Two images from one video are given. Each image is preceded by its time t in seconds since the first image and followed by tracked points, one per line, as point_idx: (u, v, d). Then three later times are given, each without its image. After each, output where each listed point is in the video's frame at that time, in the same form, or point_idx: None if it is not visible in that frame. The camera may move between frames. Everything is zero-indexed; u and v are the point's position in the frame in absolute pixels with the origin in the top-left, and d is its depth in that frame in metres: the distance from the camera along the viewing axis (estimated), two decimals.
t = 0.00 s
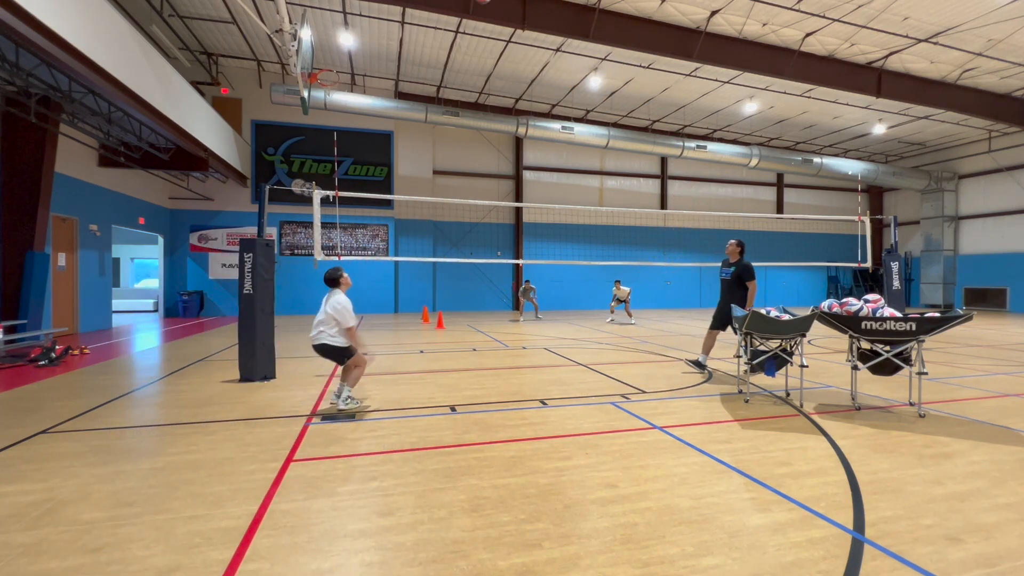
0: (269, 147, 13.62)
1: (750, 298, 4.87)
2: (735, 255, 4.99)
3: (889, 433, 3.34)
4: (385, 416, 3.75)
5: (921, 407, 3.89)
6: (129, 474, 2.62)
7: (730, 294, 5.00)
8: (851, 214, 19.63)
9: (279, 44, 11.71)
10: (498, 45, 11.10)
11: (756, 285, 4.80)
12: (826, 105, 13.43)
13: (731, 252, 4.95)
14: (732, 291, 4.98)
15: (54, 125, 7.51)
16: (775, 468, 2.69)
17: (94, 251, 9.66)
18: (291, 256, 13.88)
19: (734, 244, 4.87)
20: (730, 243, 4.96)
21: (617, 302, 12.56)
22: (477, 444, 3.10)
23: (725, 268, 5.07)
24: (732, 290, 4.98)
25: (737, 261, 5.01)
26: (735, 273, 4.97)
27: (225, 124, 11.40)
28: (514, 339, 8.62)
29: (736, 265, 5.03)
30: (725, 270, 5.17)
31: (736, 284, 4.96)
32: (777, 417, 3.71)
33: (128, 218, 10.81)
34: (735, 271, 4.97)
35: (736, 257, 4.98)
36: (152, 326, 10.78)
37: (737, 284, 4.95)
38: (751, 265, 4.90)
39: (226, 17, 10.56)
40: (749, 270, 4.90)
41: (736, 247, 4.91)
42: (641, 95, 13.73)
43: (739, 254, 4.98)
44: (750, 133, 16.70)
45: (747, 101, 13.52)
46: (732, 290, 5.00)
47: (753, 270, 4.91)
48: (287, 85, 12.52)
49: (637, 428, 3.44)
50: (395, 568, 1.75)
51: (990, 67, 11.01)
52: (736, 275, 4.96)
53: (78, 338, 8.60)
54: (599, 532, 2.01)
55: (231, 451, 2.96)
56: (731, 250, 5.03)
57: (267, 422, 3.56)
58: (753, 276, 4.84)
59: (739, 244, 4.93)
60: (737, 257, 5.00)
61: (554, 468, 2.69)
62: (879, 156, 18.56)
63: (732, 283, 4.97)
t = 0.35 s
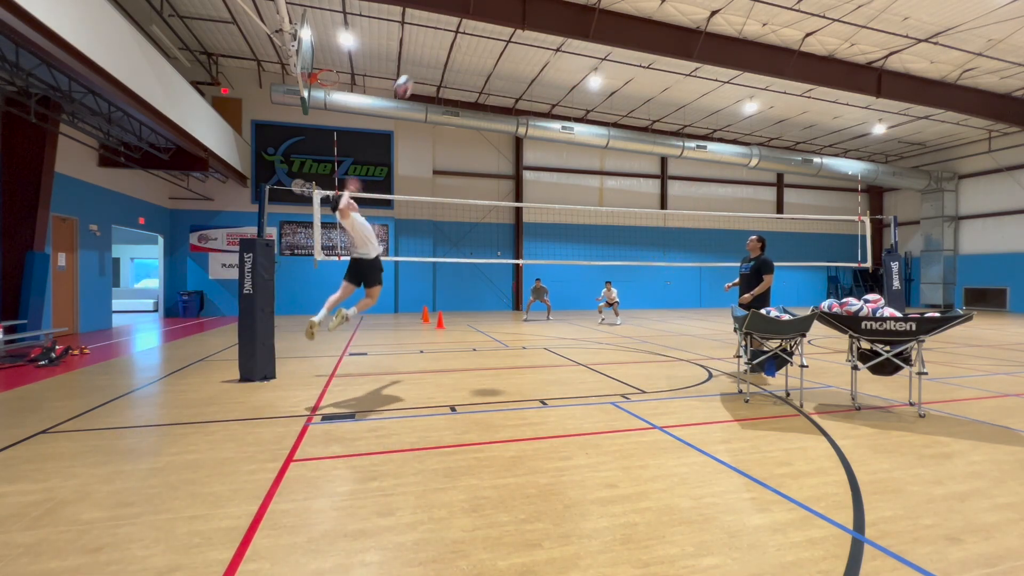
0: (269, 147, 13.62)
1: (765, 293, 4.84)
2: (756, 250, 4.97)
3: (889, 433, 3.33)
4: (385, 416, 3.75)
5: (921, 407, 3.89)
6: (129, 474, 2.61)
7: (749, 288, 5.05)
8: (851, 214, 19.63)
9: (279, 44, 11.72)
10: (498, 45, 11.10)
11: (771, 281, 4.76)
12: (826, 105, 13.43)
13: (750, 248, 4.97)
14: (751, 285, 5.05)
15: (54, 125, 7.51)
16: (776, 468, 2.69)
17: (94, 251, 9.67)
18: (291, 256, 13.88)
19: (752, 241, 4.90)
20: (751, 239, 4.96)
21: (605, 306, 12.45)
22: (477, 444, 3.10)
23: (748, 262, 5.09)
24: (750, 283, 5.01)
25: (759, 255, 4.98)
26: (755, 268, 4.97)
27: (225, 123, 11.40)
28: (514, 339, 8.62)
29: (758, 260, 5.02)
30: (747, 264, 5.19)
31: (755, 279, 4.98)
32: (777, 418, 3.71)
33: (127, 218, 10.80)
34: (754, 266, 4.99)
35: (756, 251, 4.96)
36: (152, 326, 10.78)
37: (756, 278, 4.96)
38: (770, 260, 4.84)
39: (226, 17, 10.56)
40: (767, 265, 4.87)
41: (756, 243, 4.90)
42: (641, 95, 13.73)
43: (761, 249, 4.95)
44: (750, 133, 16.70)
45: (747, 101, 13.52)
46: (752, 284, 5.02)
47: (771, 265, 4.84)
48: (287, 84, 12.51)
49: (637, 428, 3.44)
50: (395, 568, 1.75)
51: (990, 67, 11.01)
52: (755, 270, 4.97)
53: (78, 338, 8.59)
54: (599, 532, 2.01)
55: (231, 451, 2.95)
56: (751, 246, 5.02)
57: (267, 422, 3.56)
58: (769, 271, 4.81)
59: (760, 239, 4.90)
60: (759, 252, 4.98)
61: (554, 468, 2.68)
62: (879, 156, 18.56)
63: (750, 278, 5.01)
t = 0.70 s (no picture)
0: (269, 147, 13.61)
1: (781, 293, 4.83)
2: (767, 252, 5.02)
3: (888, 433, 3.34)
4: (385, 416, 3.75)
5: (921, 407, 3.89)
6: (129, 474, 2.61)
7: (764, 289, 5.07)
8: (851, 214, 19.63)
9: (279, 44, 11.72)
10: (498, 45, 11.11)
11: (780, 280, 4.78)
12: (826, 105, 13.43)
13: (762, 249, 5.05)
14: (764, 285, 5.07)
15: (55, 125, 7.51)
16: (775, 468, 2.70)
17: (94, 251, 9.67)
18: (291, 256, 13.88)
19: (763, 241, 4.97)
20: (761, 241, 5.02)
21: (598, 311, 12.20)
22: (477, 444, 3.10)
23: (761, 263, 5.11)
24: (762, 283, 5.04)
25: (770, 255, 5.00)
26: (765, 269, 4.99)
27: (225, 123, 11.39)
28: (514, 339, 8.63)
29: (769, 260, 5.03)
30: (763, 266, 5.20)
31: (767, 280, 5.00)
32: (777, 417, 3.71)
33: (127, 218, 10.80)
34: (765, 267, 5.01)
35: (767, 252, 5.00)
36: (152, 326, 10.78)
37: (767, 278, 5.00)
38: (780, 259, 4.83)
39: (226, 17, 10.56)
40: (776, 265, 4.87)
41: (766, 243, 4.97)
42: (641, 95, 13.74)
43: (771, 249, 4.98)
44: (750, 133, 16.71)
45: (747, 101, 13.52)
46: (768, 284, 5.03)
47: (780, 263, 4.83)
48: (287, 84, 12.51)
49: (637, 428, 3.44)
50: (395, 568, 1.75)
51: (990, 67, 11.01)
52: (765, 271, 5.00)
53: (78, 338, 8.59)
54: (599, 532, 2.01)
55: (231, 451, 2.95)
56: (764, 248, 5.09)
57: (267, 422, 3.56)
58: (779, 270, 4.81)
59: (770, 240, 4.95)
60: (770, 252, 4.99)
61: (554, 468, 2.69)
62: (879, 157, 18.57)
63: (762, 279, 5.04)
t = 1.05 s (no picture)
0: (269, 147, 13.61)
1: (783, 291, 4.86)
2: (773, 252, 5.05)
3: (889, 433, 3.34)
4: (385, 416, 3.75)
5: (921, 407, 3.89)
6: (129, 474, 2.61)
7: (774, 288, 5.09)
8: (851, 214, 19.63)
9: (279, 44, 11.72)
10: (498, 45, 11.11)
11: (781, 279, 4.82)
12: (826, 105, 13.43)
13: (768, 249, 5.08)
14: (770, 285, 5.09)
15: (55, 126, 7.51)
16: (775, 468, 2.69)
17: (94, 251, 9.67)
18: (291, 256, 13.88)
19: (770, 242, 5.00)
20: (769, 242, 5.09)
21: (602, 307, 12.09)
22: (477, 444, 3.10)
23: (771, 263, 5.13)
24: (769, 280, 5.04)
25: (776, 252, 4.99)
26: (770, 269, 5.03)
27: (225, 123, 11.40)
28: (514, 339, 8.63)
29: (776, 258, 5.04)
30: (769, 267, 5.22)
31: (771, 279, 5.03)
32: (777, 417, 3.71)
33: (127, 218, 10.79)
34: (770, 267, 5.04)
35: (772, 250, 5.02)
36: (152, 326, 10.77)
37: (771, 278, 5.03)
38: (783, 258, 4.84)
39: (226, 17, 10.56)
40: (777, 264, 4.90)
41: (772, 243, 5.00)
42: (641, 95, 13.74)
43: (776, 249, 5.00)
44: (750, 133, 16.70)
45: (747, 101, 13.52)
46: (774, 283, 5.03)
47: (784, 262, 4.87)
48: (287, 84, 12.51)
49: (637, 427, 3.44)
50: (395, 569, 1.75)
51: (990, 68, 11.01)
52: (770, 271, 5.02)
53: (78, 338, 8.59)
54: (599, 532, 2.01)
55: (231, 451, 2.95)
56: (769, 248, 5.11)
57: (267, 422, 3.56)
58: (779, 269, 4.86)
59: (776, 240, 4.99)
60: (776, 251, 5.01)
61: (554, 468, 2.68)
62: (879, 157, 18.56)
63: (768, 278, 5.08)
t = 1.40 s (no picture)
0: (269, 147, 13.61)
1: (780, 290, 4.87)
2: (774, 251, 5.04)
3: (888, 433, 3.33)
4: (385, 416, 3.75)
5: (921, 407, 3.89)
6: (129, 474, 2.61)
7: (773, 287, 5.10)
8: (851, 214, 19.63)
9: (279, 44, 11.72)
10: (498, 45, 11.11)
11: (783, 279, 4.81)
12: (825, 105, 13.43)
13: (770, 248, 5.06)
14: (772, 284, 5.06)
15: (55, 126, 7.51)
16: (776, 468, 2.69)
17: (94, 251, 9.67)
18: (291, 256, 13.88)
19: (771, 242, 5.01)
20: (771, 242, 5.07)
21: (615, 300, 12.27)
22: (477, 444, 3.10)
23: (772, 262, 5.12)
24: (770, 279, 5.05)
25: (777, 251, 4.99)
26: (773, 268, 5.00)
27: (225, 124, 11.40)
28: (514, 339, 8.63)
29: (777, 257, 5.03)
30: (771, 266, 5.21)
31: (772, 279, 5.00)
32: (778, 417, 3.71)
33: (127, 217, 10.79)
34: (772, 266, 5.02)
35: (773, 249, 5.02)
36: (152, 326, 10.78)
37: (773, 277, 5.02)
38: (785, 258, 4.82)
39: (226, 17, 10.56)
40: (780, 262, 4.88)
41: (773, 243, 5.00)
42: (641, 95, 13.74)
43: (778, 249, 4.99)
44: (750, 133, 16.71)
45: (747, 101, 13.52)
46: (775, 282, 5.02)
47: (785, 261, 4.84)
48: (287, 84, 12.51)
49: (637, 428, 3.44)
50: (395, 569, 1.75)
51: (990, 67, 11.01)
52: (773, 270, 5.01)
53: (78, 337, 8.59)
54: (599, 532, 2.01)
55: (231, 452, 2.95)
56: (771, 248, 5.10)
57: (267, 422, 3.56)
58: (782, 269, 4.83)
59: (778, 240, 4.98)
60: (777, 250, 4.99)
61: (554, 468, 2.68)
62: (879, 157, 18.56)
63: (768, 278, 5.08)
